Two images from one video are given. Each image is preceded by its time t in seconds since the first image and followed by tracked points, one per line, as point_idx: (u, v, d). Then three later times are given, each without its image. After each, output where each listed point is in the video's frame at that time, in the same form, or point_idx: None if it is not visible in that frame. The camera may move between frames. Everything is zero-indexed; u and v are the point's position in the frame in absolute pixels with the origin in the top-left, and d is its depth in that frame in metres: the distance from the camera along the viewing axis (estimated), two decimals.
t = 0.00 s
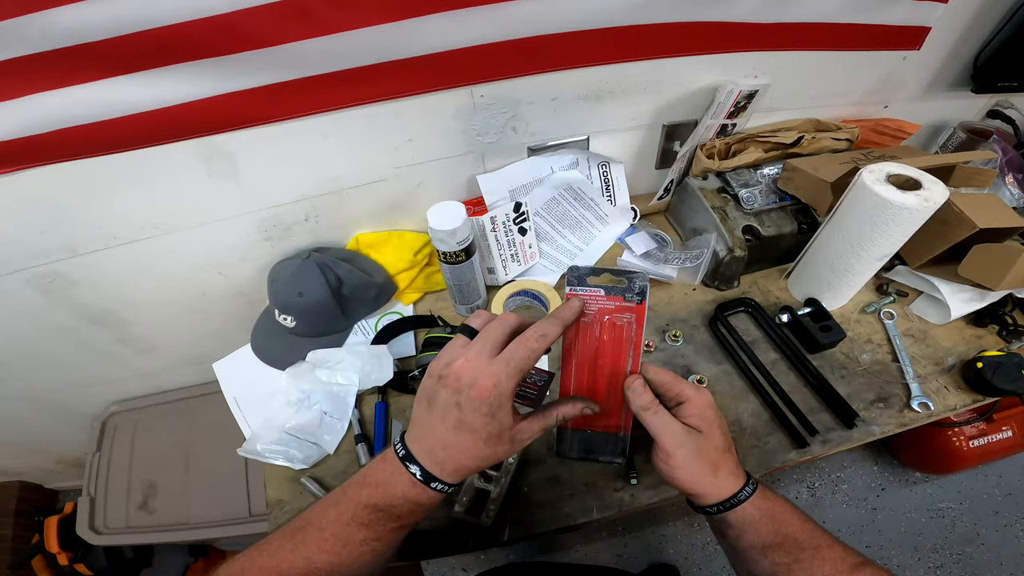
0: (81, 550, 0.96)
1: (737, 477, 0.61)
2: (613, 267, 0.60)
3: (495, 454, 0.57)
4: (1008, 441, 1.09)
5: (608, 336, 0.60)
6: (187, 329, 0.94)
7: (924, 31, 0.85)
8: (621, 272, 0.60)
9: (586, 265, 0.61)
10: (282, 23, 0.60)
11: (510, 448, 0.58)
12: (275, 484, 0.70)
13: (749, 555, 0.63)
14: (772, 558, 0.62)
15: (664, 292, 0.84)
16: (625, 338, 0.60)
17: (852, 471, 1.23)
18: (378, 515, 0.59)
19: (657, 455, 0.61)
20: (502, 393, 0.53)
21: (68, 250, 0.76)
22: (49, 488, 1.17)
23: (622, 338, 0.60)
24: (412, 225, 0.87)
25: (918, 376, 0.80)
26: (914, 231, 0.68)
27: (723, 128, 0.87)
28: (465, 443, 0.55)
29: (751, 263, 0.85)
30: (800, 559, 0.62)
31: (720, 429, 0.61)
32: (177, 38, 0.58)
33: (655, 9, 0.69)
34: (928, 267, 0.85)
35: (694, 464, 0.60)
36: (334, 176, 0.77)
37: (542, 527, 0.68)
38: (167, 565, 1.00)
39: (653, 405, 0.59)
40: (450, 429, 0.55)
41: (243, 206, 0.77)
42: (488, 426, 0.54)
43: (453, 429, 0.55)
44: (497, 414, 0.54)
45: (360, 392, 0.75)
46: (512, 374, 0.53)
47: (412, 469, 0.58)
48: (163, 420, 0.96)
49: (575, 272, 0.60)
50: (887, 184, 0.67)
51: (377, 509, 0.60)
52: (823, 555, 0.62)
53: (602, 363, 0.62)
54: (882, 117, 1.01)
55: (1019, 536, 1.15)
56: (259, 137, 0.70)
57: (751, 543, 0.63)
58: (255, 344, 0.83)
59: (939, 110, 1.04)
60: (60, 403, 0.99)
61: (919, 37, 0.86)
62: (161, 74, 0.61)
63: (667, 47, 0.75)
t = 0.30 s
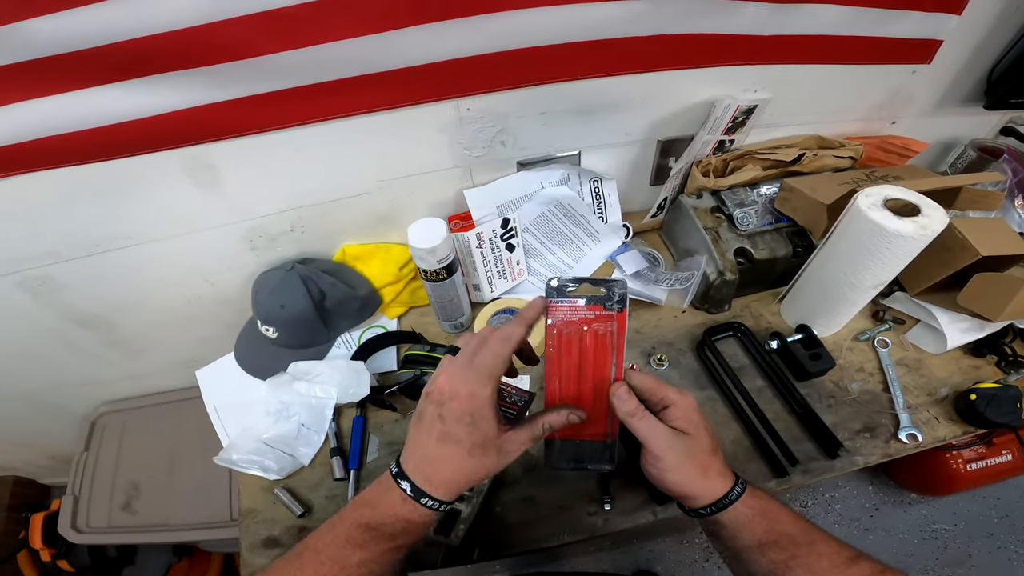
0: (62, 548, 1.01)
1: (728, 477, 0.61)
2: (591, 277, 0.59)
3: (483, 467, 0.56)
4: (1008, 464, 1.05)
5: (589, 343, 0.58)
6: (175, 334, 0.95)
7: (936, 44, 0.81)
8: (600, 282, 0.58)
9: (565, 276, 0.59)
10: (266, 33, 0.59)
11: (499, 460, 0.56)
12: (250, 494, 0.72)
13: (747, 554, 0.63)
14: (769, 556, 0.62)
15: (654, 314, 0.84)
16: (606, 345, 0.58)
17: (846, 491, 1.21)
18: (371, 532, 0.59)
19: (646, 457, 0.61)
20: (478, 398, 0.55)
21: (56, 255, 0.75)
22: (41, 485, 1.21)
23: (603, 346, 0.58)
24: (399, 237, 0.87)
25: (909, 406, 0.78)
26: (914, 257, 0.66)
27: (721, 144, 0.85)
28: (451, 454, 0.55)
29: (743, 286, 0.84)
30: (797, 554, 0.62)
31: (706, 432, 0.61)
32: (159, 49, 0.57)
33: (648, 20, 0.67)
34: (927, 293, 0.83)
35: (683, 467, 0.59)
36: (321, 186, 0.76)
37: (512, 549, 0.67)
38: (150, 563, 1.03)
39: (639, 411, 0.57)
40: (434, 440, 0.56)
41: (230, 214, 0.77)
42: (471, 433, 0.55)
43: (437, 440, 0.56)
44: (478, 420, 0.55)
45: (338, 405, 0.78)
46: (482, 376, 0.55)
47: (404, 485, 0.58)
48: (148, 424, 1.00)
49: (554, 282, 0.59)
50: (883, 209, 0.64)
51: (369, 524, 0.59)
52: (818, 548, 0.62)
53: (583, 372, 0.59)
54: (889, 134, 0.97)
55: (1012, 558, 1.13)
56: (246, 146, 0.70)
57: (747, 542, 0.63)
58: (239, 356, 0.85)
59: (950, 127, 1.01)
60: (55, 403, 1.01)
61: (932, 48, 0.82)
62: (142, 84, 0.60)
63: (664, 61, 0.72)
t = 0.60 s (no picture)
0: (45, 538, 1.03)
1: (705, 475, 0.61)
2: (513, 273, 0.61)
3: (462, 447, 0.58)
4: (999, 486, 1.02)
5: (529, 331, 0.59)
6: (166, 331, 0.97)
7: (942, 56, 0.77)
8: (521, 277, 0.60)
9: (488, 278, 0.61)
10: (245, 42, 0.58)
11: (473, 439, 0.57)
12: (222, 493, 0.76)
13: (737, 557, 0.62)
14: (760, 554, 0.61)
15: (637, 330, 0.86)
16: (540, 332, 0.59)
17: (835, 509, 1.21)
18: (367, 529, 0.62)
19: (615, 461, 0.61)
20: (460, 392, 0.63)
21: (47, 254, 0.77)
22: (39, 473, 1.28)
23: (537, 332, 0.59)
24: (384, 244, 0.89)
25: (888, 431, 0.78)
26: (900, 281, 0.64)
27: (712, 158, 0.84)
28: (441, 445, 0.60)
29: (728, 306, 0.85)
30: (787, 552, 0.61)
31: (674, 429, 0.61)
32: (138, 57, 0.57)
33: (632, 31, 0.66)
34: (915, 317, 0.82)
35: (654, 467, 0.59)
36: (307, 193, 0.77)
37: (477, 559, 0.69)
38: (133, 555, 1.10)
39: (597, 413, 0.57)
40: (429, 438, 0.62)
41: (216, 218, 0.77)
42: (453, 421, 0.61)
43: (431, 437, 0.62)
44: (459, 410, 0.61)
45: (314, 409, 0.82)
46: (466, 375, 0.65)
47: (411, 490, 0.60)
48: (138, 421, 1.07)
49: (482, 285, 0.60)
50: (868, 232, 0.62)
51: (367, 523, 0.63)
52: (807, 544, 0.61)
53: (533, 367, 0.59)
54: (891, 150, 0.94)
55: None
56: (229, 152, 0.70)
57: (736, 544, 0.61)
58: (225, 358, 0.90)
59: (956, 143, 0.97)
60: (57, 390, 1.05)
61: (935, 62, 0.79)
62: (124, 90, 0.60)
63: (652, 72, 0.71)
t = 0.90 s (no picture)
0: (45, 521, 1.07)
1: (714, 483, 0.62)
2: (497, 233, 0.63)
3: (454, 415, 0.58)
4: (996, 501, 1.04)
5: (512, 290, 0.60)
6: (177, 315, 1.00)
7: (957, 68, 0.76)
8: (506, 238, 0.62)
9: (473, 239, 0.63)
10: (262, 40, 0.59)
11: (462, 405, 0.58)
12: (220, 477, 0.79)
13: (749, 563, 0.63)
14: (771, 559, 0.62)
15: (636, 334, 0.87)
16: (526, 290, 0.61)
17: (832, 521, 1.22)
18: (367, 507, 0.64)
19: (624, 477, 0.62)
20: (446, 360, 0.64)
21: (69, 238, 0.80)
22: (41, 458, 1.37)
23: (523, 290, 0.61)
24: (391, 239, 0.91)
25: (881, 442, 0.79)
26: (898, 292, 0.64)
27: (719, 166, 0.84)
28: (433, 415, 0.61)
29: (728, 312, 0.86)
30: (797, 555, 0.62)
31: (679, 436, 0.63)
32: (160, 52, 0.59)
33: (640, 36, 0.66)
34: (915, 330, 0.83)
35: (665, 476, 0.60)
36: (318, 188, 0.79)
37: (465, 552, 0.72)
38: (132, 539, 1.12)
39: (593, 429, 0.59)
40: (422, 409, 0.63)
41: (230, 209, 0.80)
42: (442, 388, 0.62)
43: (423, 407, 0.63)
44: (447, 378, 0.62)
45: (314, 398, 0.85)
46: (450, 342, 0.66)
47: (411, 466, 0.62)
48: (143, 406, 1.13)
49: (467, 244, 0.62)
50: (867, 242, 0.63)
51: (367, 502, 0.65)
52: (815, 547, 0.62)
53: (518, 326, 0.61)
54: (903, 160, 0.92)
55: None
56: (242, 146, 0.71)
57: (747, 550, 0.62)
58: (231, 344, 0.92)
59: (972, 155, 0.95)
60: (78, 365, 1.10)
61: (951, 71, 0.77)
62: (147, 84, 0.62)
63: (659, 77, 0.72)
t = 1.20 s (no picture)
0: (51, 506, 1.09)
1: (695, 499, 0.64)
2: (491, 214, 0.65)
3: (458, 412, 0.59)
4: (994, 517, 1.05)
5: (507, 268, 0.61)
6: (196, 302, 1.05)
7: (979, 81, 0.75)
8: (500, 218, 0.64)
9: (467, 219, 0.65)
10: (286, 39, 0.62)
11: (467, 402, 0.58)
12: (229, 464, 0.81)
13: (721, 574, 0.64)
14: (747, 570, 0.63)
15: (642, 338, 0.88)
16: (521, 269, 0.61)
17: (831, 532, 1.23)
18: (369, 502, 0.66)
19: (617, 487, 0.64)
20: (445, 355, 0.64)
21: (97, 225, 0.85)
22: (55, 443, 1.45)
23: (518, 269, 0.61)
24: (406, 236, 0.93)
25: (882, 452, 0.80)
26: (904, 304, 0.65)
27: (732, 174, 0.85)
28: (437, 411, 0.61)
29: (735, 320, 0.87)
30: (771, 565, 0.64)
31: (676, 453, 0.64)
32: (193, 50, 0.62)
33: (656, 45, 0.67)
34: (923, 344, 0.83)
35: (657, 491, 0.62)
36: (336, 185, 0.81)
37: (464, 546, 0.74)
38: (135, 525, 1.14)
39: (592, 441, 0.61)
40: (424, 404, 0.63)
41: (252, 202, 0.83)
42: (443, 383, 0.62)
43: (425, 402, 0.63)
44: (446, 372, 0.62)
45: (323, 389, 0.86)
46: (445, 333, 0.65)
47: (415, 463, 0.63)
48: (157, 392, 1.16)
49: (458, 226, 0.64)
50: (875, 254, 0.63)
51: (370, 496, 0.66)
52: (787, 557, 0.65)
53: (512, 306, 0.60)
54: (917, 175, 0.90)
55: None
56: (266, 140, 0.74)
57: (722, 562, 0.63)
58: (246, 332, 0.95)
59: (991, 170, 0.92)
60: (103, 345, 1.14)
61: (970, 83, 0.75)
62: (182, 77, 0.65)
63: (675, 85, 0.72)
